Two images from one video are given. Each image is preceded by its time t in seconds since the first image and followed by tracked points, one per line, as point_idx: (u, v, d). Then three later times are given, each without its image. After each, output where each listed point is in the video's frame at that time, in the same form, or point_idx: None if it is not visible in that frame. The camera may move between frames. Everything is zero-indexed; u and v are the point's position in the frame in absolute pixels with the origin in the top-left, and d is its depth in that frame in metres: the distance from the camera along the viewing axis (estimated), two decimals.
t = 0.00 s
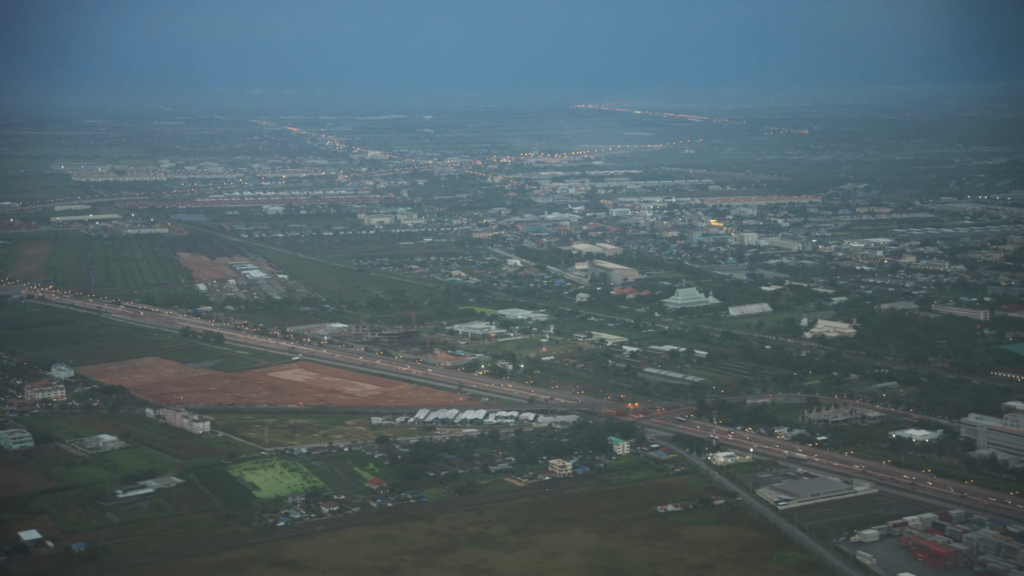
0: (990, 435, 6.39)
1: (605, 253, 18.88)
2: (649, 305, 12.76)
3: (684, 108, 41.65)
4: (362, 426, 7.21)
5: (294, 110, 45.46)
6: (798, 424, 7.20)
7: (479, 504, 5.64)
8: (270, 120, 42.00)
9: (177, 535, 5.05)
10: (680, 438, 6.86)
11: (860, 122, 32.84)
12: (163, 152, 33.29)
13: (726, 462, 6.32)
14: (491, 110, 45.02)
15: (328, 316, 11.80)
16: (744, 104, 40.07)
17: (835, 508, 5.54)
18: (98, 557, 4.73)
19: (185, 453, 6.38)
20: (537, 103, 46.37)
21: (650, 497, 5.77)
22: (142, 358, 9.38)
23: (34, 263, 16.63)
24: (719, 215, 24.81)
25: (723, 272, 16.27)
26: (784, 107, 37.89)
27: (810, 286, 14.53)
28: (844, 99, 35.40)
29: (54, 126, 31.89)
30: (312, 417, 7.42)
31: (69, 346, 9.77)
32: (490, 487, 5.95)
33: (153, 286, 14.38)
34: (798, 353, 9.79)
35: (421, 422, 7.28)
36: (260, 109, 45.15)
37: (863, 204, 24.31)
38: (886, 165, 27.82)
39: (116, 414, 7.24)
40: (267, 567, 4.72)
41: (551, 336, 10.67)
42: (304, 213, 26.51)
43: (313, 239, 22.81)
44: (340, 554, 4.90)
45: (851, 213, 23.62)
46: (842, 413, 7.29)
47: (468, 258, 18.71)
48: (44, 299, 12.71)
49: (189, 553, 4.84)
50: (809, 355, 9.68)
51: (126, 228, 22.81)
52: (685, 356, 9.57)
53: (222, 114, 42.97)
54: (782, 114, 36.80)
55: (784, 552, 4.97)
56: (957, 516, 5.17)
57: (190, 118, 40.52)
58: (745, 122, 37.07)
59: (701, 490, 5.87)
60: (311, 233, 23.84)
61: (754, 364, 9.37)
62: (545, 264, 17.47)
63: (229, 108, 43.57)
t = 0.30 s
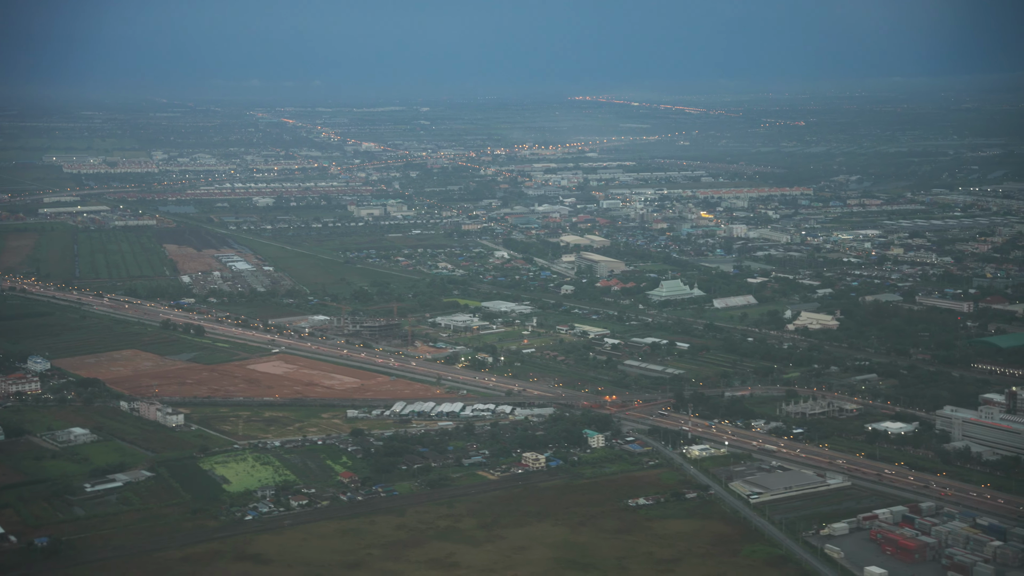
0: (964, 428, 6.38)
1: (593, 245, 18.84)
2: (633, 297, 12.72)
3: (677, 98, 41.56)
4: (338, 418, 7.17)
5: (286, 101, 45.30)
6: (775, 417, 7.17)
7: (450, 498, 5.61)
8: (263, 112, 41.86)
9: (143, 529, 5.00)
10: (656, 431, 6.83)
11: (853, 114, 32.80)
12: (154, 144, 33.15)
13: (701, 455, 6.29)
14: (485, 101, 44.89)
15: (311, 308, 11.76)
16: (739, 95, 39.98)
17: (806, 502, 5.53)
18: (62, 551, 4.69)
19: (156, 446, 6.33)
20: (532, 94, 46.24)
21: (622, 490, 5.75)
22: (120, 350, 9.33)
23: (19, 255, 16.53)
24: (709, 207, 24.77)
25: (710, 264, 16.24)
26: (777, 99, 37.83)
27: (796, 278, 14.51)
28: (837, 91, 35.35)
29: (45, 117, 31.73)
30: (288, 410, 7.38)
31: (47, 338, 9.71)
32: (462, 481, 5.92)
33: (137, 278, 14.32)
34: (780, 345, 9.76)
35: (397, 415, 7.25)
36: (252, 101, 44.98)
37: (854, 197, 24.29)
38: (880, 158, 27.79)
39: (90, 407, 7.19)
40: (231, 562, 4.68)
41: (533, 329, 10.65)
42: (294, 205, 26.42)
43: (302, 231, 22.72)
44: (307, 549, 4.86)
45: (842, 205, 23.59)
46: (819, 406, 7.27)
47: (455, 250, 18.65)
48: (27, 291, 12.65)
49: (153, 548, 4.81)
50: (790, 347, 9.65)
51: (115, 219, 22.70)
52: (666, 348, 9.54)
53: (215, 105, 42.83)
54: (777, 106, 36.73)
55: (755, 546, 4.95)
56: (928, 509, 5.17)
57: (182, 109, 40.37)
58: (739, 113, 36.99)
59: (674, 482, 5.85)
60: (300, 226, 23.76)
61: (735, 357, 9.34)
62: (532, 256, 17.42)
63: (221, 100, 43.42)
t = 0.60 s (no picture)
0: (937, 429, 6.36)
1: (578, 246, 18.82)
2: (615, 298, 12.69)
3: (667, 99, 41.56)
4: (310, 422, 7.12)
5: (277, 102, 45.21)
6: (750, 419, 7.14)
7: (418, 503, 5.56)
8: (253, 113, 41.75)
9: (104, 536, 4.95)
10: (630, 434, 6.79)
11: (843, 115, 32.82)
12: (145, 145, 33.05)
13: (673, 458, 6.26)
14: (477, 101, 44.84)
15: (291, 311, 11.71)
16: (731, 97, 40.00)
17: (776, 505, 5.51)
18: (19, 560, 4.64)
19: (124, 451, 6.27)
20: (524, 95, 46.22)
21: (592, 494, 5.71)
22: (95, 354, 9.27)
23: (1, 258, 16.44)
24: (697, 209, 24.77)
25: (695, 266, 16.22)
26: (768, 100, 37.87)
27: (779, 280, 14.49)
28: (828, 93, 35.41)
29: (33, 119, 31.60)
30: (260, 414, 7.33)
31: (23, 342, 9.65)
32: (431, 485, 5.88)
33: (118, 281, 14.25)
34: (759, 347, 9.74)
35: (370, 418, 7.20)
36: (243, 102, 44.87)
37: (842, 198, 24.32)
38: (869, 159, 27.82)
39: (60, 412, 7.14)
40: (191, 569, 4.64)
41: (513, 331, 10.61)
42: (281, 207, 26.35)
43: (288, 233, 22.65)
44: (270, 556, 4.81)
45: (829, 206, 23.62)
46: (794, 408, 7.24)
47: (440, 251, 18.62)
48: (6, 293, 12.58)
49: (113, 556, 4.75)
50: (769, 349, 9.63)
51: (100, 221, 22.60)
52: (645, 350, 9.51)
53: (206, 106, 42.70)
54: (768, 107, 36.77)
55: (721, 550, 4.93)
56: (896, 512, 5.15)
57: (172, 111, 40.25)
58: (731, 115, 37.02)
59: (644, 486, 5.82)
60: (286, 227, 23.70)
61: (714, 359, 9.31)
62: (517, 258, 17.39)
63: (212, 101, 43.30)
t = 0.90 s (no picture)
0: (912, 429, 6.32)
1: (565, 245, 18.80)
2: (599, 297, 12.66)
3: (660, 97, 41.51)
4: (284, 422, 7.07)
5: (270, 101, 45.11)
6: (727, 419, 7.10)
7: (388, 503, 5.51)
8: (245, 112, 41.62)
9: (68, 539, 4.89)
10: (606, 434, 6.75)
11: (837, 113, 32.79)
12: (137, 144, 32.92)
13: (647, 458, 6.24)
14: (471, 100, 44.78)
15: (273, 310, 11.67)
16: (726, 95, 39.98)
17: (747, 505, 5.49)
18: None
19: (94, 452, 6.21)
20: (518, 94, 46.16)
21: (564, 495, 5.68)
22: (73, 354, 9.20)
23: None
24: (687, 207, 24.75)
25: (680, 264, 16.21)
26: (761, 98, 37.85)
27: (764, 278, 14.48)
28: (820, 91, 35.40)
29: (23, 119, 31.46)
30: (235, 413, 7.28)
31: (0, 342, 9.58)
32: (403, 485, 5.84)
33: (101, 280, 14.19)
34: (740, 346, 9.71)
35: (345, 418, 7.15)
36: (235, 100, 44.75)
37: (832, 196, 24.32)
38: (862, 158, 27.80)
39: (33, 413, 7.08)
40: (155, 572, 4.60)
41: (494, 330, 10.58)
42: (270, 206, 26.27)
43: (276, 232, 22.58)
44: (235, 558, 4.76)
45: (819, 204, 23.61)
46: (772, 408, 7.21)
47: (428, 251, 18.58)
48: None
49: (75, 559, 4.69)
50: (750, 348, 9.61)
51: (87, 221, 22.49)
52: (626, 349, 9.48)
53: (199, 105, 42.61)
54: (762, 106, 36.78)
55: (692, 551, 4.90)
56: (867, 512, 5.13)
57: (164, 109, 40.14)
58: (725, 114, 37.01)
59: (617, 486, 5.79)
60: (273, 227, 23.62)
61: (695, 358, 9.29)
62: (503, 257, 17.35)
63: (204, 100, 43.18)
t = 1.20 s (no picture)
0: (888, 428, 6.29)
1: (554, 244, 18.75)
2: (585, 297, 12.62)
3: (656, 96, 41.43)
4: (260, 423, 7.02)
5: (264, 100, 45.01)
6: (706, 419, 7.07)
7: (358, 504, 5.47)
8: (240, 111, 41.52)
9: (31, 543, 4.83)
10: (582, 434, 6.71)
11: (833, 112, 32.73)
12: (130, 143, 32.82)
13: (623, 458, 6.20)
14: (465, 98, 44.67)
15: (256, 310, 11.62)
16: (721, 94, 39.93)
17: (720, 506, 5.46)
18: None
19: (66, 454, 6.15)
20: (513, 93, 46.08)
21: (537, 496, 5.64)
22: (51, 354, 9.14)
23: None
24: (678, 206, 24.71)
25: (669, 263, 16.16)
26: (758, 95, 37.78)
27: (751, 277, 14.44)
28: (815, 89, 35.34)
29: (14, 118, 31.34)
30: (211, 414, 7.22)
31: None
32: (375, 486, 5.79)
33: (86, 280, 14.13)
34: (724, 345, 9.67)
35: (321, 419, 7.11)
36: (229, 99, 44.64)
37: (824, 194, 24.29)
38: (856, 156, 27.73)
39: (6, 413, 7.02)
40: None
41: (477, 329, 10.53)
42: (261, 205, 26.19)
43: (265, 231, 22.50)
44: (201, 561, 4.71)
45: (811, 203, 23.58)
46: (750, 408, 7.17)
47: (416, 250, 18.51)
48: None
49: (38, 563, 4.64)
50: (733, 347, 9.57)
51: (77, 220, 22.41)
52: (608, 349, 9.44)
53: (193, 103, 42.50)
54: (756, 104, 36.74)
55: (662, 552, 4.87)
56: (839, 512, 5.10)
57: (157, 107, 40.03)
58: (720, 112, 36.94)
59: (591, 487, 5.76)
60: (263, 226, 23.55)
61: (677, 357, 9.24)
62: (491, 256, 17.29)
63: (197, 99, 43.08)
